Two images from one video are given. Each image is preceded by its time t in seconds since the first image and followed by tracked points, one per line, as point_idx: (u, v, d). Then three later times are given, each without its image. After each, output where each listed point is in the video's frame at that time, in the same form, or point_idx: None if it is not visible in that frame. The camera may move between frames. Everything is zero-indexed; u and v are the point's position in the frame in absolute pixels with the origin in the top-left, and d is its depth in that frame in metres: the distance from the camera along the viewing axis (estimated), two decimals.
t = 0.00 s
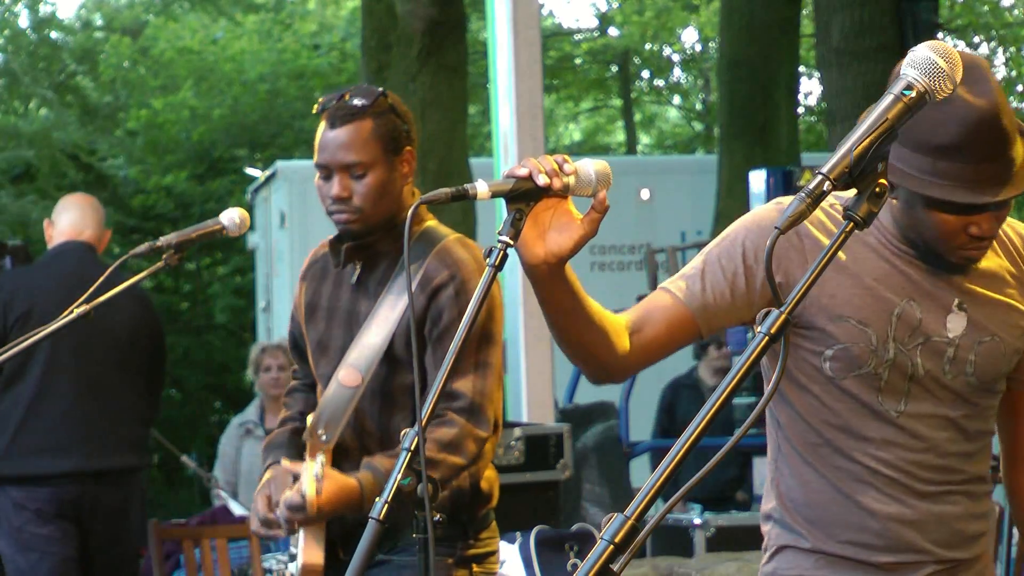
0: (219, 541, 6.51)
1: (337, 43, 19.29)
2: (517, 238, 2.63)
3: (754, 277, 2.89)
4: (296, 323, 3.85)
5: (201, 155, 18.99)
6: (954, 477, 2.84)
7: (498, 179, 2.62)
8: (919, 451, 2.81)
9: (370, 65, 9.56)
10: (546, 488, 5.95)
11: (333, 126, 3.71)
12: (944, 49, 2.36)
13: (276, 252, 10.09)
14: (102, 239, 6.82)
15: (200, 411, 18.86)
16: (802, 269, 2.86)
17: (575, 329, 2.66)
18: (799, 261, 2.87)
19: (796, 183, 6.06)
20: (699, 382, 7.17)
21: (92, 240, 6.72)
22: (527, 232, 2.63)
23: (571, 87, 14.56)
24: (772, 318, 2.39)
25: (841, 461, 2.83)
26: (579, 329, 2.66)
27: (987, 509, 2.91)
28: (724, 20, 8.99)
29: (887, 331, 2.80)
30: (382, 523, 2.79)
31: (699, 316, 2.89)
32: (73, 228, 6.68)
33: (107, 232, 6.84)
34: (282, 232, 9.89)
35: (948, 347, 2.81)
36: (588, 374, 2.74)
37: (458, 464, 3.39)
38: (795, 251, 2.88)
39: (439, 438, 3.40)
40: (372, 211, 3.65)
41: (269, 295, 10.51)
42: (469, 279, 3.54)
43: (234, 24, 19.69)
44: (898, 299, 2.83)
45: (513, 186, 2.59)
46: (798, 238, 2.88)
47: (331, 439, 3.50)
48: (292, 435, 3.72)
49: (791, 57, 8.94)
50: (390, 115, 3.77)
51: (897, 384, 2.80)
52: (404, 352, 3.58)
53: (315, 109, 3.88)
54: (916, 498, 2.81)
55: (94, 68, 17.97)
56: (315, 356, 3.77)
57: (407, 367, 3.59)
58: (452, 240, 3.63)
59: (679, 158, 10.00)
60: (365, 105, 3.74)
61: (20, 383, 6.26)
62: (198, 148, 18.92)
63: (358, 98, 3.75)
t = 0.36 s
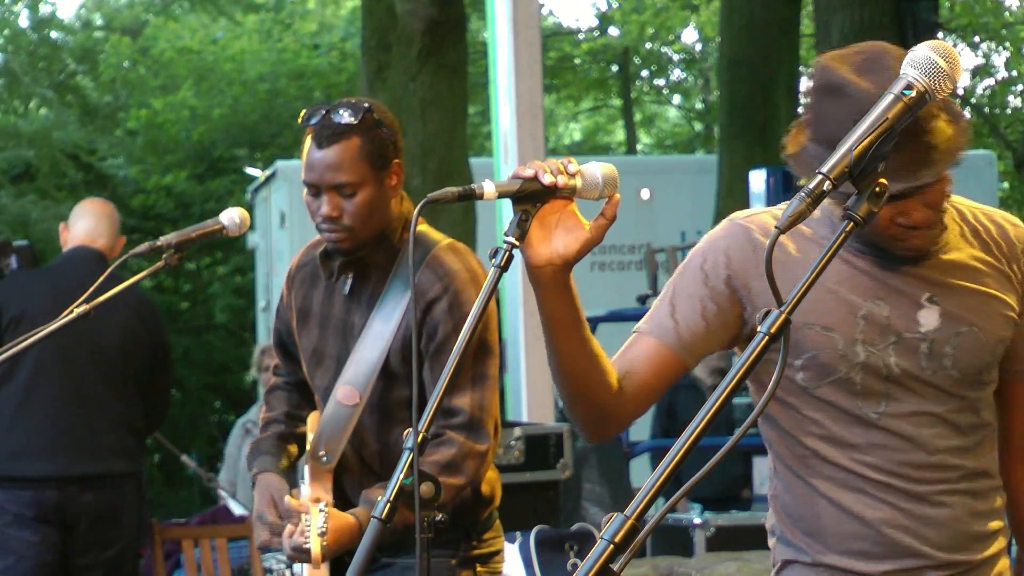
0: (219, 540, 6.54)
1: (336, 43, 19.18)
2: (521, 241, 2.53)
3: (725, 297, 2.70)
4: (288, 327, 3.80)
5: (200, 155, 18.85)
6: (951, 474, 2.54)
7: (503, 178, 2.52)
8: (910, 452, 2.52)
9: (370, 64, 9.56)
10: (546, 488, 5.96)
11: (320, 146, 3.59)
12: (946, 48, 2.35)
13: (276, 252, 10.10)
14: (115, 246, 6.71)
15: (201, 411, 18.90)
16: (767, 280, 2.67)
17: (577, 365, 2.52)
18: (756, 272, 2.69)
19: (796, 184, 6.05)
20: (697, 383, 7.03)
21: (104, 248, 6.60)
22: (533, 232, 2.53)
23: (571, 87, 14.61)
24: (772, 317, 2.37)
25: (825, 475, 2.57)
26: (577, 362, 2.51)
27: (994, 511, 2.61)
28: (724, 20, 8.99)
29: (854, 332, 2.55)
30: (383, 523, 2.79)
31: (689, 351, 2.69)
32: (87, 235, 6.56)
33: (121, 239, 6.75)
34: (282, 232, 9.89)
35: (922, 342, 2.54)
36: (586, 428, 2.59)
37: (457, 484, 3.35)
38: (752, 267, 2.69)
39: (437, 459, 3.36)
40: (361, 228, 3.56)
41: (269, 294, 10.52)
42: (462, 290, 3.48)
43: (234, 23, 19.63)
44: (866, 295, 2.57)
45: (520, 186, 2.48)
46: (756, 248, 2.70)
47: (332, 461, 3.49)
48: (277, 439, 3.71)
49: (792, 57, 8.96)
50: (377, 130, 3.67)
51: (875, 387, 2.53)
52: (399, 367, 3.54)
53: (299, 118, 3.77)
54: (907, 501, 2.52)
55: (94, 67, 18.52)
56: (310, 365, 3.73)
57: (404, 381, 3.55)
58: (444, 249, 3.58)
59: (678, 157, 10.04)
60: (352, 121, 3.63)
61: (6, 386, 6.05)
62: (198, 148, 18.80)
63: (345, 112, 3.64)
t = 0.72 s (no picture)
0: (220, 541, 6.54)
1: (336, 43, 19.18)
2: (523, 242, 2.59)
3: (663, 309, 2.73)
4: (293, 332, 3.81)
5: (200, 155, 18.52)
6: (895, 466, 2.52)
7: (508, 180, 2.58)
8: (845, 441, 2.54)
9: (370, 65, 9.57)
10: (546, 488, 5.96)
11: (320, 142, 3.62)
12: (945, 49, 2.36)
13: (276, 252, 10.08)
14: (110, 240, 6.68)
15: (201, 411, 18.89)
16: (699, 273, 2.70)
17: (575, 406, 2.58)
18: (683, 266, 2.72)
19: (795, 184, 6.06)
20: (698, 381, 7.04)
21: (98, 244, 6.58)
22: (535, 232, 2.59)
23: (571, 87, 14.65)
24: (771, 318, 2.37)
25: (769, 475, 2.62)
26: (576, 402, 2.58)
27: (954, 498, 2.56)
28: (724, 20, 8.99)
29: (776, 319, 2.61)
30: (385, 523, 2.79)
31: (642, 370, 2.73)
32: (81, 231, 6.55)
33: (115, 232, 6.71)
34: (282, 232, 9.88)
35: (844, 323, 2.57)
36: (569, 466, 2.64)
37: (450, 473, 3.35)
38: (677, 263, 2.73)
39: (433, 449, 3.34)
40: (361, 225, 3.58)
41: (269, 295, 10.50)
42: (458, 284, 3.50)
43: (234, 23, 19.70)
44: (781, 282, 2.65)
45: (523, 186, 2.55)
46: (691, 248, 2.73)
47: (327, 453, 3.49)
48: (251, 438, 3.69)
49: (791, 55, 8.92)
50: (377, 129, 3.69)
51: (801, 372, 2.58)
52: (396, 361, 3.53)
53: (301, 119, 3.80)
54: (847, 493, 2.52)
55: (94, 67, 18.76)
56: (311, 364, 3.74)
57: (397, 376, 3.54)
58: (443, 244, 3.59)
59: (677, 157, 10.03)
60: (354, 118, 3.66)
61: None
62: (198, 148, 18.47)
63: (346, 110, 3.68)
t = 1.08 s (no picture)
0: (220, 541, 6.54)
1: (336, 43, 18.93)
2: (523, 243, 2.64)
3: (635, 314, 2.82)
4: (299, 334, 3.88)
5: (201, 155, 18.94)
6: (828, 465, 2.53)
7: (504, 181, 2.61)
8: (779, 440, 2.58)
9: (370, 64, 9.54)
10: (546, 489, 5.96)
11: (317, 141, 3.63)
12: (946, 48, 2.35)
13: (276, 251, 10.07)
14: (75, 249, 6.69)
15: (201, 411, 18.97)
16: (657, 275, 2.78)
17: (570, 418, 2.69)
18: (643, 267, 2.81)
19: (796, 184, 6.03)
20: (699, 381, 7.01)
21: (62, 254, 6.60)
22: (532, 235, 2.65)
23: (570, 87, 14.73)
24: (772, 318, 2.36)
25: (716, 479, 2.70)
26: (572, 414, 2.69)
27: (905, 491, 2.52)
28: (725, 20, 8.98)
29: (709, 314, 2.70)
30: (385, 522, 2.78)
31: (628, 375, 2.83)
32: (44, 242, 6.57)
33: (80, 241, 6.71)
34: (282, 232, 9.87)
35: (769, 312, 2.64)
36: (560, 478, 2.75)
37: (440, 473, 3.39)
38: (639, 265, 2.81)
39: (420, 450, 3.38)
40: (356, 227, 3.59)
41: (269, 295, 10.50)
42: (451, 284, 3.51)
43: (234, 24, 19.45)
44: (718, 275, 2.71)
45: (519, 188, 2.60)
46: (658, 251, 2.80)
47: (321, 452, 3.53)
48: (273, 430, 3.70)
49: (790, 54, 8.94)
50: (374, 129, 3.69)
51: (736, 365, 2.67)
52: (390, 362, 3.53)
53: (299, 118, 3.80)
54: (787, 492, 2.56)
55: (94, 67, 18.66)
56: (312, 366, 3.77)
57: (392, 376, 3.54)
58: (440, 246, 3.59)
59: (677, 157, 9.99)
60: (350, 119, 3.66)
61: None
62: (198, 148, 18.85)
63: (344, 111, 3.68)
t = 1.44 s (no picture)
0: (220, 541, 6.54)
1: (336, 43, 19.43)
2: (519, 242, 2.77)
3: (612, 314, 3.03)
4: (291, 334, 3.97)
5: (200, 155, 18.95)
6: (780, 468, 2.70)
7: (499, 183, 2.71)
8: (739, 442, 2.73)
9: (370, 65, 9.51)
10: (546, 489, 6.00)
11: (318, 145, 3.71)
12: (945, 48, 2.36)
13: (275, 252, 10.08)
14: (59, 244, 6.87)
15: (200, 411, 19.00)
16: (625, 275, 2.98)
17: (554, 416, 2.90)
18: (616, 266, 3.01)
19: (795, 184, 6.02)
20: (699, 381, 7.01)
21: (47, 250, 6.78)
22: (528, 238, 2.82)
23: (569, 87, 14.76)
24: (772, 318, 2.40)
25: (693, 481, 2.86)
26: (555, 412, 2.90)
27: (863, 489, 2.65)
28: (725, 20, 8.96)
29: (664, 317, 2.88)
30: (382, 523, 2.79)
31: (608, 377, 3.04)
32: (29, 238, 6.74)
33: (65, 236, 6.88)
34: (282, 233, 9.86)
35: (723, 311, 2.79)
36: (542, 478, 2.97)
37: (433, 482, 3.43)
38: (613, 264, 3.01)
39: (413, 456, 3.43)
40: (355, 231, 3.68)
41: (269, 295, 10.51)
42: (445, 289, 3.61)
43: (234, 24, 19.58)
44: (672, 278, 2.89)
45: (514, 189, 2.70)
46: (630, 248, 3.00)
47: (317, 459, 3.62)
48: (278, 431, 3.84)
49: (791, 55, 8.93)
50: (374, 133, 3.79)
51: (693, 366, 2.84)
52: (385, 367, 3.64)
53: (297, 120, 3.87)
54: (747, 493, 2.73)
55: (94, 68, 18.23)
56: (307, 368, 3.87)
57: (387, 381, 3.65)
58: (434, 249, 3.70)
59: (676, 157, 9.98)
60: (350, 123, 3.74)
61: None
62: (198, 149, 18.83)
63: (343, 115, 3.75)
